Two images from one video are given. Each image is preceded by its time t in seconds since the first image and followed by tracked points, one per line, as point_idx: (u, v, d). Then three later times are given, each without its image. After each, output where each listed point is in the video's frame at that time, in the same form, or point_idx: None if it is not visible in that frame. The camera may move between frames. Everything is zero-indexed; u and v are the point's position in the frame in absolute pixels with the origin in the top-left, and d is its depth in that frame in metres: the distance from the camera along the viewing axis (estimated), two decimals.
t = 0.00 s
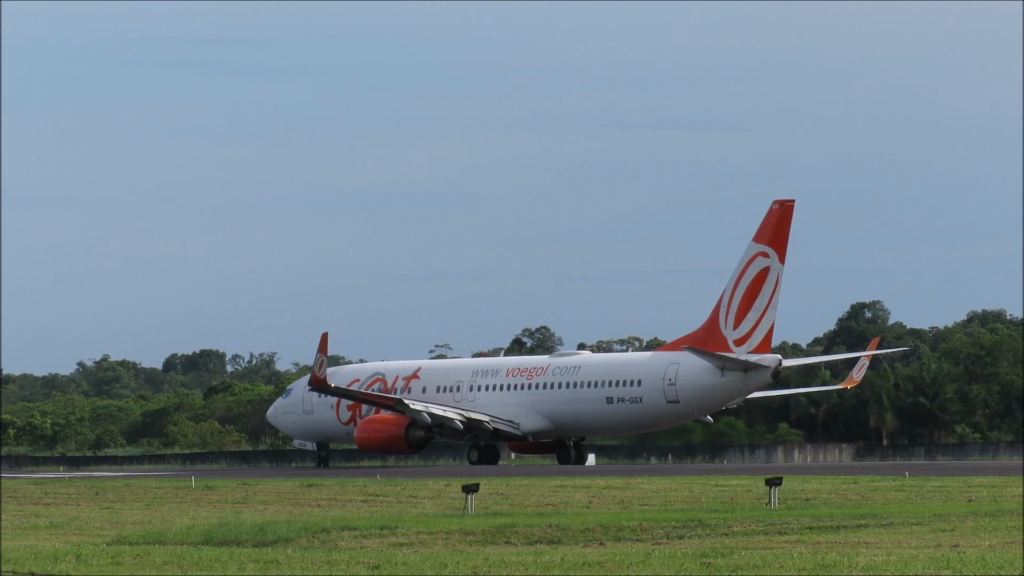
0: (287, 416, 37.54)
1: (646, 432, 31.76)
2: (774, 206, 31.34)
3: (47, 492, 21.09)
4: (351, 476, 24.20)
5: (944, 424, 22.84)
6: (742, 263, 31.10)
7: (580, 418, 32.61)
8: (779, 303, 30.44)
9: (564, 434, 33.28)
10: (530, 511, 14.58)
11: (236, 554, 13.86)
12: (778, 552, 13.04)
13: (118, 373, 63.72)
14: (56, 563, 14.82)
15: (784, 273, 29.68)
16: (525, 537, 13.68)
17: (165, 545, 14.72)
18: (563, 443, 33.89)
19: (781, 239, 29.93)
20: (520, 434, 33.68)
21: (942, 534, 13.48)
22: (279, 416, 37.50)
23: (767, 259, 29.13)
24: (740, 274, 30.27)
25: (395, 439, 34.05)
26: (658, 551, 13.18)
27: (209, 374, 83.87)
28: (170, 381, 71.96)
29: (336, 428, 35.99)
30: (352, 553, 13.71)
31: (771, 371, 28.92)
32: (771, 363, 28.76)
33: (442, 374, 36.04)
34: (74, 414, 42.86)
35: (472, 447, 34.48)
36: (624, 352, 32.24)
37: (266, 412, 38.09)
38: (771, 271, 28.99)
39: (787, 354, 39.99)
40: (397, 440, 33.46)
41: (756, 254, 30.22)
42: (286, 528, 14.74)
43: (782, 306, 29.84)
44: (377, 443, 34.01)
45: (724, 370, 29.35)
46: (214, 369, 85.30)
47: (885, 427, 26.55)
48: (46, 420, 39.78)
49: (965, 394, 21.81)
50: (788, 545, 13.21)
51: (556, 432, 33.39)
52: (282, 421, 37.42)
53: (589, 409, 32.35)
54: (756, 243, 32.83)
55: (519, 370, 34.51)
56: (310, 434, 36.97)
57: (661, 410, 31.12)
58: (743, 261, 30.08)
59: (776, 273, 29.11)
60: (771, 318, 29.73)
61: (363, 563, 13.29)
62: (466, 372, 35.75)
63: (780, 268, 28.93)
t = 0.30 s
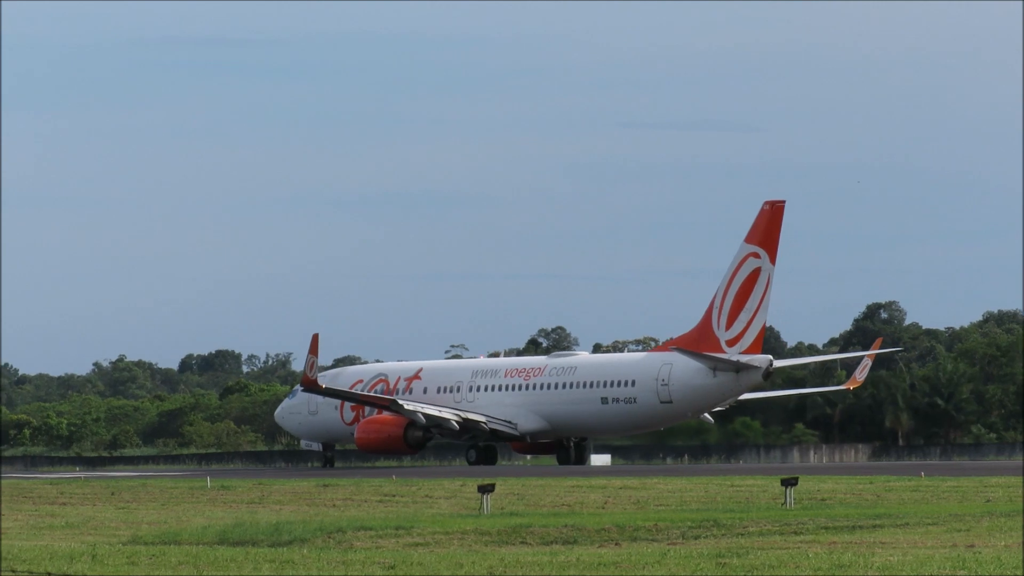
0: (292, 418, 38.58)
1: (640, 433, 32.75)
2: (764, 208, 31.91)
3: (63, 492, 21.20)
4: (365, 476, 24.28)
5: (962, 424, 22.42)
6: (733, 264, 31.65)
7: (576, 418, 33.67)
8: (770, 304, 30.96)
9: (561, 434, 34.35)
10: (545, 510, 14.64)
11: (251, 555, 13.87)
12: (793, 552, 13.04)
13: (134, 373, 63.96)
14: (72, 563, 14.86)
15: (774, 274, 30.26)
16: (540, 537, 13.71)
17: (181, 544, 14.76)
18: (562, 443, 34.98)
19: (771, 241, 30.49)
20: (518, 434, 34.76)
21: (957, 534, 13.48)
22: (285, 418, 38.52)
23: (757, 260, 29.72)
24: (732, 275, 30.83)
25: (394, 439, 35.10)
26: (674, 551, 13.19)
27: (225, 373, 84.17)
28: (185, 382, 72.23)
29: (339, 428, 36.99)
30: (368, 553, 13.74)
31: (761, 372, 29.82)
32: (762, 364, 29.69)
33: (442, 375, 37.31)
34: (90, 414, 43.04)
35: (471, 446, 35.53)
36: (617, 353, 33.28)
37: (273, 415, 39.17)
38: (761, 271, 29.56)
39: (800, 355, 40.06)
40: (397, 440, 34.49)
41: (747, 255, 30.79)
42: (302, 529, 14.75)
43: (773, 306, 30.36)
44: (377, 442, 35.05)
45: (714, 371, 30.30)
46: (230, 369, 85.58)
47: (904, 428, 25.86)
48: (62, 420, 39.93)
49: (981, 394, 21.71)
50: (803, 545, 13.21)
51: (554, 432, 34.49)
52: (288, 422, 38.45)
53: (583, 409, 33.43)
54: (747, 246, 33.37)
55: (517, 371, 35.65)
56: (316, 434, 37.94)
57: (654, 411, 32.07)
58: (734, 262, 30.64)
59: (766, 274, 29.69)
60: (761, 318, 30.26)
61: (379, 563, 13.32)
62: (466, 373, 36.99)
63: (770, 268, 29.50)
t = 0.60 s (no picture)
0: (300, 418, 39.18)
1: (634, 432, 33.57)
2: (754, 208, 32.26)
3: (79, 492, 21.24)
4: (380, 476, 24.34)
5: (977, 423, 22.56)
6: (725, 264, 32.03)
7: (573, 418, 34.42)
8: (761, 304, 31.41)
9: (558, 434, 35.06)
10: (560, 510, 14.72)
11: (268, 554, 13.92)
12: (810, 551, 13.05)
13: (151, 373, 64.10)
14: (88, 562, 14.91)
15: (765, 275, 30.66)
16: (556, 537, 13.74)
17: (198, 544, 14.80)
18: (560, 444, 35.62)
19: (762, 243, 30.87)
20: (516, 433, 35.45)
21: (974, 534, 13.47)
22: (292, 418, 39.14)
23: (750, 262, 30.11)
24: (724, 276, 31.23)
25: (393, 438, 35.86)
26: (691, 550, 13.21)
27: (241, 374, 84.36)
28: (202, 381, 72.38)
29: (345, 428, 37.54)
30: (385, 552, 13.76)
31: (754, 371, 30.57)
32: (754, 362, 30.44)
33: (442, 375, 37.96)
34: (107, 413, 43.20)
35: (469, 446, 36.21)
36: (613, 354, 34.10)
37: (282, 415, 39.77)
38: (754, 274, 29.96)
39: (813, 354, 40.00)
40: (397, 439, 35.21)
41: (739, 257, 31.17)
42: (318, 527, 14.81)
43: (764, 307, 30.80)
44: (377, 442, 35.80)
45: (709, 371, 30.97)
46: (247, 370, 85.75)
47: (918, 425, 25.86)
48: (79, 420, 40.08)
49: (998, 394, 21.66)
50: (820, 545, 13.22)
51: (550, 431, 35.20)
52: (295, 422, 39.05)
53: (580, 409, 34.19)
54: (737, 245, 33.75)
55: (515, 371, 36.42)
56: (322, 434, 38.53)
57: (649, 411, 32.85)
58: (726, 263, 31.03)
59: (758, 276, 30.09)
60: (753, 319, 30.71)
61: (395, 563, 13.34)
62: (465, 373, 37.70)
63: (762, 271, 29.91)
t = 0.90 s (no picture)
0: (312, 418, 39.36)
1: (635, 432, 33.68)
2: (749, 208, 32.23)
3: (99, 491, 21.34)
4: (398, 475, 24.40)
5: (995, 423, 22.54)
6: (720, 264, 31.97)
7: (574, 418, 34.45)
8: (756, 304, 31.36)
9: (560, 434, 35.11)
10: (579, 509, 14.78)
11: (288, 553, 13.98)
12: (830, 551, 13.06)
13: (169, 372, 64.29)
14: (108, 561, 14.96)
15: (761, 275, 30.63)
16: (575, 536, 13.77)
17: (216, 543, 14.86)
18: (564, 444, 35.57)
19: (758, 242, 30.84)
20: (519, 434, 35.52)
21: (994, 533, 13.45)
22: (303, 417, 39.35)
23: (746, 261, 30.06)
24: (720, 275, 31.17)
25: (396, 439, 36.03)
26: (710, 550, 13.23)
27: (260, 373, 84.56)
28: (220, 380, 72.59)
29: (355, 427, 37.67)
30: (404, 551, 13.80)
31: (750, 372, 30.54)
32: (750, 362, 30.41)
33: (447, 375, 38.06)
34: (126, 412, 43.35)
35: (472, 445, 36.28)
36: (613, 354, 34.13)
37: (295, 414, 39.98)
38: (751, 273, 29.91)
39: (829, 352, 39.87)
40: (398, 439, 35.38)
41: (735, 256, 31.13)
42: (338, 527, 14.88)
43: (760, 307, 30.77)
44: (381, 441, 36.00)
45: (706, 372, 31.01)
46: (266, 369, 85.95)
47: (937, 425, 25.83)
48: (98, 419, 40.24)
49: (1019, 394, 21.64)
50: (839, 544, 13.23)
51: (553, 431, 35.25)
52: (306, 422, 39.25)
53: (579, 409, 34.25)
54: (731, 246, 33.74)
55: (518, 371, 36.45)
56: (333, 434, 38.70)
57: (647, 410, 32.91)
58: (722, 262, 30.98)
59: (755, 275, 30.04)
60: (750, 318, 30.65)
61: (414, 562, 13.38)
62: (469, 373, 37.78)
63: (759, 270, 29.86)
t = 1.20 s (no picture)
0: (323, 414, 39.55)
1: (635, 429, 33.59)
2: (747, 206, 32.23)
3: (120, 486, 21.47)
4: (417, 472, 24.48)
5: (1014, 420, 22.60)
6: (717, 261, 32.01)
7: (574, 415, 34.44)
8: (752, 301, 31.39)
9: (562, 431, 35.11)
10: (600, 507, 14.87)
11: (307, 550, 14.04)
12: (849, 547, 13.08)
13: (189, 369, 64.48)
14: (128, 557, 15.03)
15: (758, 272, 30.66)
16: (595, 532, 13.82)
17: (236, 540, 14.94)
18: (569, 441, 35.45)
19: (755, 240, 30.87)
20: (521, 430, 35.55)
21: (1013, 529, 13.48)
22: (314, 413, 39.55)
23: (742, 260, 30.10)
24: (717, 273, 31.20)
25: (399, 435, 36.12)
26: (729, 546, 13.25)
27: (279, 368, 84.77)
28: (240, 377, 72.74)
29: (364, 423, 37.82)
30: (423, 547, 13.86)
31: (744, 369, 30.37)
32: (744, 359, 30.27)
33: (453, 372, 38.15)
34: (145, 409, 43.58)
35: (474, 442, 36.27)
36: (614, 350, 34.01)
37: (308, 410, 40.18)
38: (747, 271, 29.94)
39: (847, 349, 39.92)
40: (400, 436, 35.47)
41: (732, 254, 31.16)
42: (357, 523, 14.97)
43: (757, 304, 30.80)
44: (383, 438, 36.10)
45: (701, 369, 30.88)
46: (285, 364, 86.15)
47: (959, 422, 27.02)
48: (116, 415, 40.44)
49: None
50: (858, 540, 13.24)
51: (555, 428, 35.25)
52: (317, 418, 39.45)
53: (579, 406, 34.22)
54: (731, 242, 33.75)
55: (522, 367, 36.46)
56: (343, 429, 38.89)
57: (644, 407, 32.71)
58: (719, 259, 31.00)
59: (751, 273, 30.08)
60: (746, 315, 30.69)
61: (434, 558, 13.43)
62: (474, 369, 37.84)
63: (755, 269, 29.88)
